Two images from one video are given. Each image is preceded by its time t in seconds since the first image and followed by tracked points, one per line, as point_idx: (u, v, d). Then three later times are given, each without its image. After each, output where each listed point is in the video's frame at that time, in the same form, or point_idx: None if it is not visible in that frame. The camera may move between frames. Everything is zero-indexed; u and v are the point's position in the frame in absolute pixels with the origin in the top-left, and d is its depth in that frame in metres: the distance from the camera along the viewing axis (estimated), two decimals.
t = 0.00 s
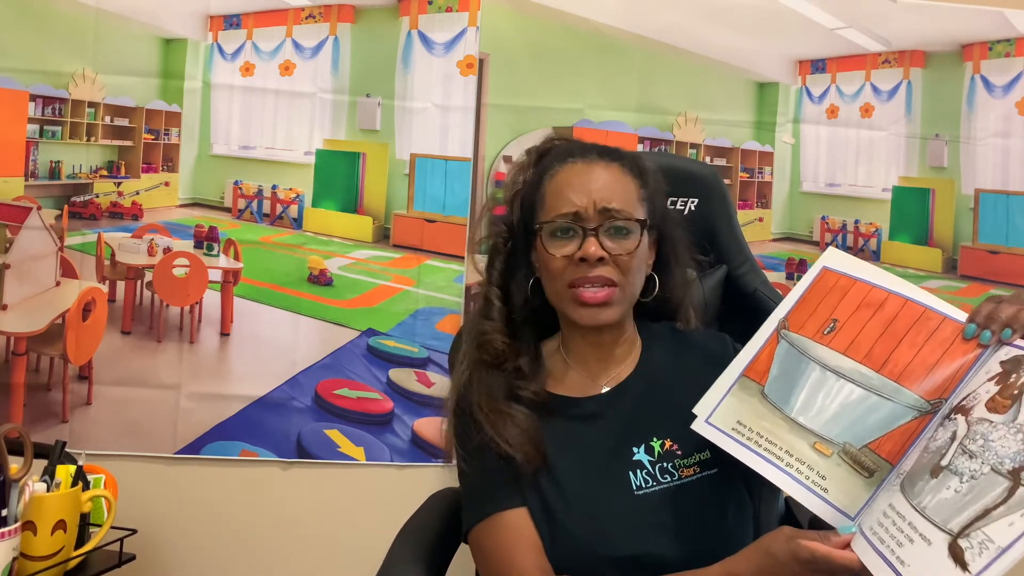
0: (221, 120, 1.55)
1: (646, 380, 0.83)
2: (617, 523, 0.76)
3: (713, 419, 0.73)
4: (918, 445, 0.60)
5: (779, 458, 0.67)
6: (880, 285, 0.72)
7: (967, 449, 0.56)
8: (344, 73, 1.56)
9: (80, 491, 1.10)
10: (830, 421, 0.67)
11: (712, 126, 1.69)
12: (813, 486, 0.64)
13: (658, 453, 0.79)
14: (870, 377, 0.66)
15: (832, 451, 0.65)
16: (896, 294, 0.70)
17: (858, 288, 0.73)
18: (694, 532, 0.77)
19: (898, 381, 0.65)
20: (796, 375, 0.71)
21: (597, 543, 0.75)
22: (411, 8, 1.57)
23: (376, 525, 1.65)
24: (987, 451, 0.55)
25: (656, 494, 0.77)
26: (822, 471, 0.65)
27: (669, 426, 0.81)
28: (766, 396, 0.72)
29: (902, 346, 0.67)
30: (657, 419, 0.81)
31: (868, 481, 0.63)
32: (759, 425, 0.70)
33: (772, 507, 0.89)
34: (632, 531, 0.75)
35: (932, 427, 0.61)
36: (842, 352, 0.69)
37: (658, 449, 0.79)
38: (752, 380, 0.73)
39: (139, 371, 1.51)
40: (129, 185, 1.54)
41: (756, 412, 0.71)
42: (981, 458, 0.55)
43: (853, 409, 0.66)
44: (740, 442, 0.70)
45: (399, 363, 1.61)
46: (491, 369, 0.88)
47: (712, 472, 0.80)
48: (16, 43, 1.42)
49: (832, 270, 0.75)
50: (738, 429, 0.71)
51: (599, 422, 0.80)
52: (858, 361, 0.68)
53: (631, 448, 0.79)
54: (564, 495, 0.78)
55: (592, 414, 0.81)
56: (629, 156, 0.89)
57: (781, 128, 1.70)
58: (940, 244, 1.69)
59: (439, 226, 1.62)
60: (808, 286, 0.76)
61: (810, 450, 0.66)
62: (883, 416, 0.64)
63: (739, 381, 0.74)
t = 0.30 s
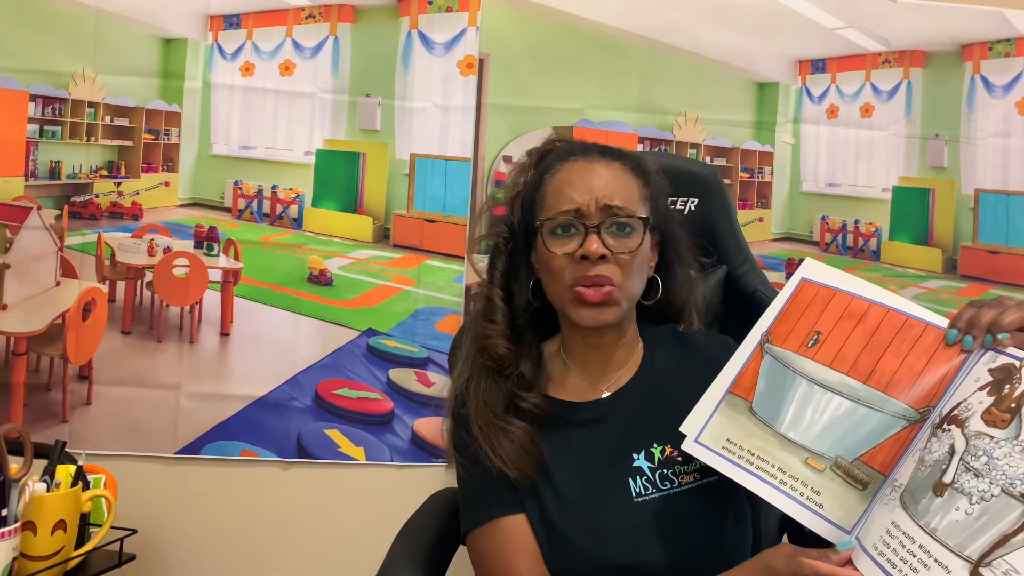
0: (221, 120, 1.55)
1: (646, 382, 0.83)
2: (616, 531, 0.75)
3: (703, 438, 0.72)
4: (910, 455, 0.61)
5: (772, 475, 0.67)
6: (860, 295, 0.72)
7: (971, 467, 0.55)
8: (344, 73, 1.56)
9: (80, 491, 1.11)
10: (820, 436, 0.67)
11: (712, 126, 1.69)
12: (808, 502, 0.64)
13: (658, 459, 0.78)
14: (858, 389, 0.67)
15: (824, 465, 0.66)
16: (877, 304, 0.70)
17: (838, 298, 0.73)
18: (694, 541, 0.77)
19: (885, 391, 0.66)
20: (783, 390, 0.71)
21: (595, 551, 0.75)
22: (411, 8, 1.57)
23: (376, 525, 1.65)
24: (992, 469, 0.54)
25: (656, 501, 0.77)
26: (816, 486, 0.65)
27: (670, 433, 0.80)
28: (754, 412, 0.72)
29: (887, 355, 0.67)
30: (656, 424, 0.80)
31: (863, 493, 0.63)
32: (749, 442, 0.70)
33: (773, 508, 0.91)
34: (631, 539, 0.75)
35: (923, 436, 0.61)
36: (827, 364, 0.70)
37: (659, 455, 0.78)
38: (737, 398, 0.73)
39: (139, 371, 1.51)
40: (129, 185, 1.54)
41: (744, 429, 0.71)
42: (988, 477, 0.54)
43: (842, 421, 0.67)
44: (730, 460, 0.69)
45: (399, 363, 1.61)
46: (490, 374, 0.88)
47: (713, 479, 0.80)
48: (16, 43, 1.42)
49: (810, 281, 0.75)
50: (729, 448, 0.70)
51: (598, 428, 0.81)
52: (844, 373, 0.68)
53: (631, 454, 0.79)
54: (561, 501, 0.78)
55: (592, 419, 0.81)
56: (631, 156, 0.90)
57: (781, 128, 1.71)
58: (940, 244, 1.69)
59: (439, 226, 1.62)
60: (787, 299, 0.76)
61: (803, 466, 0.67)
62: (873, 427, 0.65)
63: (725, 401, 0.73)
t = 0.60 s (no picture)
0: (221, 120, 1.55)
1: (645, 382, 0.83)
2: (619, 531, 0.75)
3: (710, 442, 0.72)
4: (917, 458, 0.61)
5: (779, 478, 0.67)
6: (867, 300, 0.72)
7: (978, 467, 0.56)
8: (344, 73, 1.56)
9: (80, 491, 1.10)
10: (827, 439, 0.67)
11: (712, 126, 1.69)
12: (815, 504, 0.64)
13: (660, 460, 0.78)
14: (865, 392, 0.67)
15: (832, 468, 0.65)
16: (884, 308, 0.70)
17: (845, 302, 0.73)
18: (695, 542, 0.77)
19: (893, 394, 0.65)
20: (790, 394, 0.71)
21: (597, 551, 0.75)
22: (411, 8, 1.57)
23: (376, 524, 1.65)
24: (998, 469, 0.55)
25: (658, 502, 0.77)
26: (824, 489, 0.65)
27: (672, 434, 0.80)
28: (760, 416, 0.72)
29: (894, 359, 0.67)
30: (658, 425, 0.81)
31: (869, 497, 0.63)
32: (756, 446, 0.70)
33: (772, 508, 0.90)
34: (633, 539, 0.75)
35: (930, 439, 0.61)
36: (834, 367, 0.70)
37: (661, 456, 0.79)
38: (744, 401, 0.73)
39: (139, 371, 1.51)
40: (129, 185, 1.54)
41: (750, 432, 0.71)
42: (994, 476, 0.55)
43: (850, 424, 0.66)
44: (736, 462, 0.69)
45: (399, 363, 1.61)
46: (494, 376, 0.87)
47: (715, 481, 0.80)
48: (16, 43, 1.42)
49: (818, 287, 0.76)
50: (736, 451, 0.70)
51: (599, 427, 0.81)
52: (852, 376, 0.68)
53: (633, 455, 0.79)
54: (563, 502, 0.78)
55: (593, 419, 0.81)
56: (637, 156, 0.90)
57: (781, 128, 1.71)
58: (940, 244, 1.69)
59: (439, 226, 1.62)
60: (795, 305, 0.76)
61: (810, 469, 0.66)
62: (881, 430, 0.65)
63: (733, 404, 0.73)
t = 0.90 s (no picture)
0: (221, 120, 1.55)
1: (644, 382, 0.83)
2: (617, 530, 0.75)
3: (709, 445, 0.72)
4: (915, 461, 0.61)
5: (778, 481, 0.67)
6: (867, 302, 0.72)
7: (982, 474, 0.55)
8: (344, 73, 1.56)
9: (80, 491, 1.10)
10: (826, 441, 0.67)
11: (712, 126, 1.69)
12: (814, 507, 0.64)
13: (659, 460, 0.78)
14: (864, 395, 0.67)
15: (830, 471, 0.65)
16: (882, 311, 0.70)
17: (843, 305, 0.73)
18: (694, 542, 0.77)
19: (891, 396, 0.66)
20: (789, 397, 0.71)
21: (595, 550, 0.75)
22: (411, 8, 1.57)
23: (376, 524, 1.65)
24: (1003, 477, 0.54)
25: (657, 502, 0.77)
26: (823, 492, 0.65)
27: (671, 434, 0.80)
28: (759, 418, 0.72)
29: (892, 362, 0.67)
30: (657, 425, 0.81)
31: (868, 499, 0.62)
32: (755, 449, 0.70)
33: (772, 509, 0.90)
34: (632, 539, 0.75)
35: (929, 442, 0.61)
36: (833, 370, 0.70)
37: (660, 455, 0.79)
38: (743, 404, 0.73)
39: (139, 371, 1.51)
40: (129, 185, 1.53)
41: (749, 434, 0.71)
42: (999, 485, 0.54)
43: (849, 427, 0.66)
44: (735, 464, 0.70)
45: (399, 363, 1.61)
46: (495, 373, 0.88)
47: (714, 481, 0.80)
48: (16, 44, 1.42)
49: (816, 288, 0.76)
50: (735, 454, 0.70)
51: (598, 427, 0.81)
52: (850, 379, 0.68)
53: (632, 454, 0.79)
54: (562, 502, 0.78)
55: (592, 419, 0.81)
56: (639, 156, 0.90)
57: (781, 128, 1.71)
58: (940, 244, 1.69)
59: (439, 226, 1.62)
60: (792, 307, 0.76)
61: (809, 472, 0.66)
62: (880, 433, 0.65)
63: (731, 407, 0.74)
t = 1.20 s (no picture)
0: (221, 120, 1.55)
1: (642, 380, 0.83)
2: (614, 526, 0.76)
3: (704, 436, 0.72)
4: (911, 454, 0.61)
5: (773, 472, 0.67)
6: (864, 296, 0.71)
7: (979, 467, 0.56)
8: (344, 73, 1.56)
9: (80, 491, 1.10)
10: (822, 434, 0.67)
11: (712, 126, 1.69)
12: (809, 499, 0.64)
13: (656, 456, 0.78)
14: (860, 387, 0.67)
15: (826, 463, 0.66)
16: (879, 304, 0.70)
17: (840, 298, 0.73)
18: (690, 537, 0.77)
19: (887, 390, 0.66)
20: (785, 390, 0.71)
21: (592, 545, 0.76)
22: (411, 8, 1.57)
23: (376, 524, 1.65)
24: (1000, 470, 0.55)
25: (653, 498, 0.77)
26: (818, 484, 0.65)
27: (668, 431, 0.80)
28: (755, 411, 0.72)
29: (888, 355, 0.67)
30: (654, 422, 0.80)
31: (863, 491, 0.63)
32: (751, 441, 0.70)
33: (772, 509, 0.89)
34: (628, 534, 0.76)
35: (925, 434, 0.61)
36: (829, 363, 0.70)
37: (656, 452, 0.79)
38: (740, 397, 0.73)
39: (139, 371, 1.51)
40: (129, 185, 1.53)
41: (745, 426, 0.71)
42: (996, 478, 0.55)
43: (845, 420, 0.66)
44: (731, 456, 0.69)
45: (399, 363, 1.61)
46: (492, 371, 0.88)
47: (710, 477, 0.80)
48: (16, 44, 1.42)
49: (812, 282, 0.76)
50: (730, 445, 0.70)
51: (596, 425, 0.80)
52: (847, 372, 0.68)
53: (629, 451, 0.79)
54: (560, 499, 0.78)
55: (590, 416, 0.81)
56: (634, 155, 0.90)
57: (781, 128, 1.71)
58: (940, 244, 1.69)
59: (439, 226, 1.63)
60: (790, 301, 0.76)
61: (804, 463, 0.67)
62: (875, 425, 0.65)
63: (727, 399, 0.73)
